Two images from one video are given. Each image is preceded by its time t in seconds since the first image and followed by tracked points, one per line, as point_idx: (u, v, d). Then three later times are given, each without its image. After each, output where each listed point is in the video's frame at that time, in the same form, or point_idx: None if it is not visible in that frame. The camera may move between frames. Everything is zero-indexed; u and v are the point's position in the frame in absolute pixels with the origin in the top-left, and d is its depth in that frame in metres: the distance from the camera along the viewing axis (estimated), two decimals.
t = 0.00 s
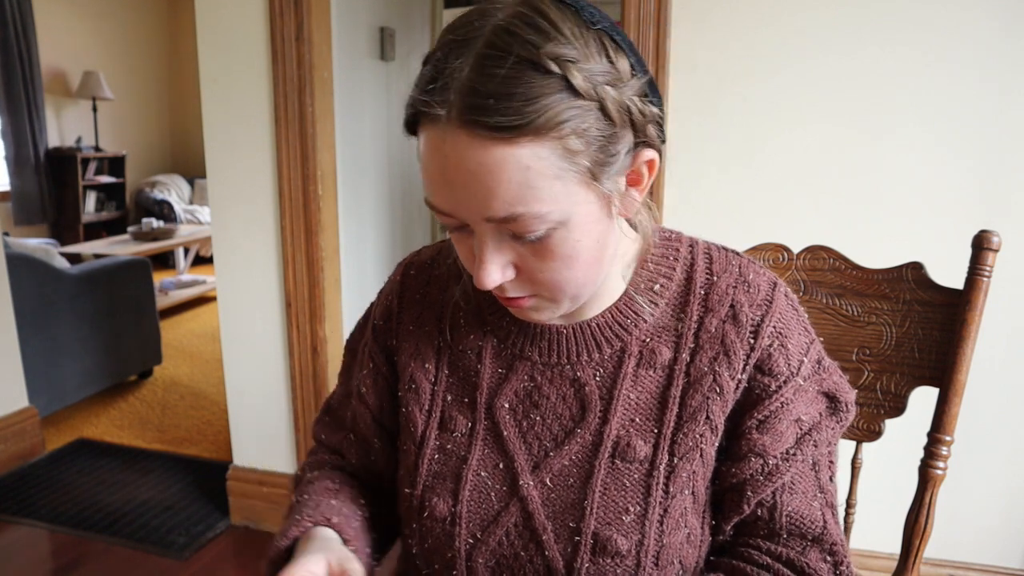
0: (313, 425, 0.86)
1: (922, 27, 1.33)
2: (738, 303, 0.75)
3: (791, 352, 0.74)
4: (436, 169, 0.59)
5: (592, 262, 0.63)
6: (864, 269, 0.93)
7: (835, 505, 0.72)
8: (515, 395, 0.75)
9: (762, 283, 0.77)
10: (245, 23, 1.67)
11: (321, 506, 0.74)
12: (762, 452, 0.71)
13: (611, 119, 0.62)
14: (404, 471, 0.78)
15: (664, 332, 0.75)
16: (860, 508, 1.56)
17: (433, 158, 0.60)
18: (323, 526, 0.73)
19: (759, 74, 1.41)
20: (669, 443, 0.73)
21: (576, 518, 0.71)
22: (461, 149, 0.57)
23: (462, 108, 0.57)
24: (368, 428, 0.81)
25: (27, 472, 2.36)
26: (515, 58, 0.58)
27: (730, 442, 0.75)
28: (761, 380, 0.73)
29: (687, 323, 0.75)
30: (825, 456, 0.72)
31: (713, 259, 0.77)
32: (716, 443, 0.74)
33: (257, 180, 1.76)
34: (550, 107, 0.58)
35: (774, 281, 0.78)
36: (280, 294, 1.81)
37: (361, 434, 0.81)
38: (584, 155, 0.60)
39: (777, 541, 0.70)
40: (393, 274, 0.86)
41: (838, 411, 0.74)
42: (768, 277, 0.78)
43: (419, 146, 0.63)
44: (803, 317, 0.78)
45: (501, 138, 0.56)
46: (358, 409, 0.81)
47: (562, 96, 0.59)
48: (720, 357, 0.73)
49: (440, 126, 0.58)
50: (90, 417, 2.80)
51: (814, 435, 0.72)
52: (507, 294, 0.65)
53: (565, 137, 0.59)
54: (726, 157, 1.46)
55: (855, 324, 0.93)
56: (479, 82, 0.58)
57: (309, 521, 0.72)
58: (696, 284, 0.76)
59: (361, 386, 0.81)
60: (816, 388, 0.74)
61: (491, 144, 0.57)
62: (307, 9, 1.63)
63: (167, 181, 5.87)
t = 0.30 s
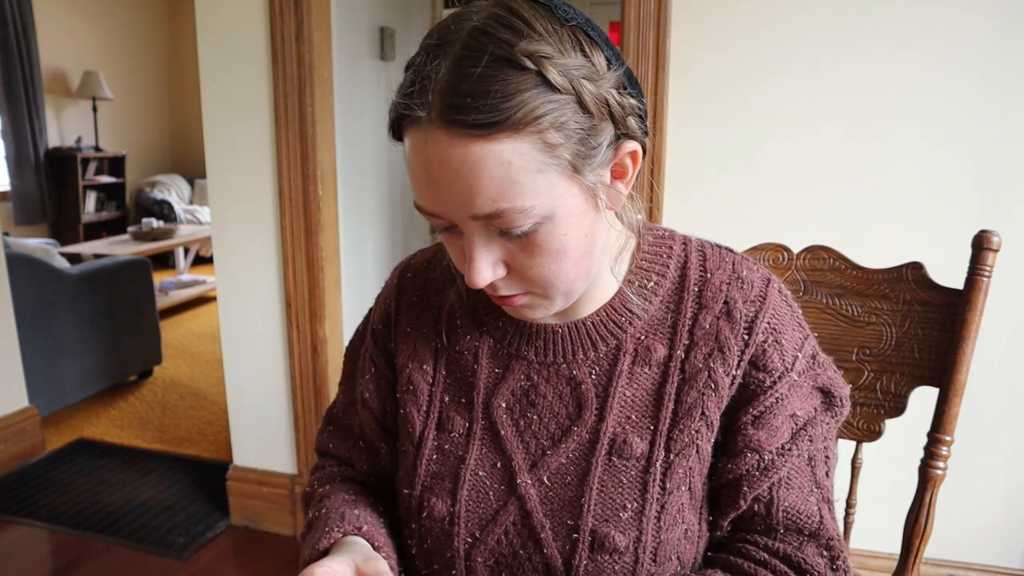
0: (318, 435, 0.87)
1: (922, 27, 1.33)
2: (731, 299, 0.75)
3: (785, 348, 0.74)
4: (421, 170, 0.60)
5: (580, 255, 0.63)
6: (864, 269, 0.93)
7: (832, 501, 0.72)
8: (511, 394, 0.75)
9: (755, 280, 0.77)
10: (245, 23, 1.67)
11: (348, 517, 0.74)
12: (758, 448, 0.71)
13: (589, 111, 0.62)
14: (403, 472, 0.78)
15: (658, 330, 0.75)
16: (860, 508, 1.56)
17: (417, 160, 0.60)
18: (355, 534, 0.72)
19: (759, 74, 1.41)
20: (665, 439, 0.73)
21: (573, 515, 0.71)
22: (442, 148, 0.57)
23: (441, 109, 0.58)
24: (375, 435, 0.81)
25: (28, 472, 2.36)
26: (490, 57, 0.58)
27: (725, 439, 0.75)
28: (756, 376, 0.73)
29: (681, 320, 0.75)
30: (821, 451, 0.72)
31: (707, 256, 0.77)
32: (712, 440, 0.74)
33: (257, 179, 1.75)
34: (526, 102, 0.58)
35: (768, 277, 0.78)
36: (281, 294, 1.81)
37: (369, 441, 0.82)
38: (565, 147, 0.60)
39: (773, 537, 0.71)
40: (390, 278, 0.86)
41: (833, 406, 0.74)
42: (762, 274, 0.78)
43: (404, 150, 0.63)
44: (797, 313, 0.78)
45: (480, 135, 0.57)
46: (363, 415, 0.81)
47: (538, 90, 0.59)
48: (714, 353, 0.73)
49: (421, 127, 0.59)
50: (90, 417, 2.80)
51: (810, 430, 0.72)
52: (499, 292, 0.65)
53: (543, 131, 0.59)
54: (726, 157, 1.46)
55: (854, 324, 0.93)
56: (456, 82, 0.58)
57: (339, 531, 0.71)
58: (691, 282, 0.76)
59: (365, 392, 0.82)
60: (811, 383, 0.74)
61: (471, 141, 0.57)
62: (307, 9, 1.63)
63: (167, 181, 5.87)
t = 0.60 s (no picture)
0: (319, 438, 0.87)
1: (922, 27, 1.33)
2: (731, 300, 0.75)
3: (785, 348, 0.74)
4: (418, 171, 0.60)
5: (579, 254, 0.63)
6: (864, 269, 0.93)
7: (832, 501, 0.72)
8: (511, 395, 0.75)
9: (755, 280, 0.77)
10: (246, 23, 1.67)
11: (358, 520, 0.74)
12: (758, 448, 0.71)
13: (586, 109, 0.62)
14: (403, 473, 0.78)
15: (658, 330, 0.75)
16: (860, 508, 1.56)
17: (414, 162, 0.60)
18: (366, 537, 0.72)
19: (760, 74, 1.41)
20: (664, 440, 0.73)
21: (573, 516, 0.71)
22: (439, 149, 0.57)
23: (437, 109, 0.58)
24: (376, 436, 0.81)
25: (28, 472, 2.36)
26: (486, 56, 0.58)
27: (725, 439, 0.75)
28: (756, 377, 0.73)
29: (681, 321, 0.75)
30: (821, 451, 0.72)
31: (707, 257, 0.77)
32: (712, 440, 0.74)
33: (256, 179, 1.75)
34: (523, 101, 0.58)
35: (768, 278, 0.78)
36: (281, 294, 1.81)
37: (372, 442, 0.82)
38: (563, 145, 0.60)
39: (773, 537, 0.71)
40: (389, 279, 0.86)
41: (833, 406, 0.74)
42: (762, 274, 0.78)
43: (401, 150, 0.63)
44: (797, 313, 0.78)
45: (477, 134, 0.57)
46: (365, 416, 0.81)
47: (534, 89, 0.59)
48: (714, 354, 0.73)
49: (419, 129, 0.59)
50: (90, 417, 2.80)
51: (810, 430, 0.72)
52: (500, 293, 0.65)
53: (541, 129, 0.59)
54: (726, 157, 1.46)
55: (854, 324, 0.93)
56: (452, 82, 0.58)
57: (351, 534, 0.71)
58: (690, 282, 0.76)
59: (366, 394, 0.81)
60: (811, 383, 0.74)
61: (469, 141, 0.57)
62: (306, 9, 1.63)
63: (167, 181, 5.87)
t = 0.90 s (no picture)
0: (320, 437, 0.87)
1: (922, 27, 1.33)
2: (731, 300, 0.75)
3: (785, 348, 0.74)
4: (420, 174, 0.60)
5: (581, 256, 0.63)
6: (864, 269, 0.93)
7: (832, 501, 0.72)
8: (511, 395, 0.75)
9: (755, 280, 0.77)
10: (246, 24, 1.67)
11: (356, 519, 0.74)
12: (758, 448, 0.71)
13: (588, 110, 0.62)
14: (403, 474, 0.78)
15: (658, 330, 0.75)
16: (860, 508, 1.56)
17: (415, 164, 0.60)
18: (363, 535, 0.72)
19: (760, 74, 1.41)
20: (665, 439, 0.73)
21: (574, 516, 0.71)
22: (441, 152, 0.57)
23: (439, 112, 0.58)
24: (375, 436, 0.81)
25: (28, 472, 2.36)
26: (487, 58, 0.58)
27: (725, 439, 0.75)
28: (756, 377, 0.73)
29: (681, 321, 0.75)
30: (821, 451, 0.72)
31: (707, 257, 0.77)
32: (712, 440, 0.74)
33: (256, 179, 1.75)
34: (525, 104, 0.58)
35: (768, 278, 0.78)
36: (281, 294, 1.81)
37: (372, 442, 0.82)
38: (566, 147, 0.60)
39: (773, 537, 0.71)
40: (389, 280, 0.86)
41: (833, 406, 0.74)
42: (762, 274, 0.78)
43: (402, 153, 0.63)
44: (797, 313, 0.78)
45: (479, 137, 0.57)
46: (365, 416, 0.81)
47: (536, 91, 0.59)
48: (714, 354, 0.73)
49: (421, 132, 0.59)
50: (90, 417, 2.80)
51: (810, 430, 0.72)
52: (502, 295, 0.65)
53: (543, 131, 0.59)
54: (726, 158, 1.46)
55: (854, 324, 0.93)
56: (454, 84, 0.58)
57: (348, 532, 0.71)
58: (690, 282, 0.76)
59: (366, 394, 0.82)
60: (811, 383, 0.74)
61: (471, 143, 0.57)
62: (306, 9, 1.63)
63: (167, 181, 5.87)
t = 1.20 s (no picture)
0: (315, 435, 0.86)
1: (922, 27, 1.32)
2: (730, 298, 0.75)
3: (785, 346, 0.74)
4: (422, 176, 0.60)
5: (583, 256, 0.63)
6: (864, 269, 0.93)
7: (833, 498, 0.72)
8: (511, 395, 0.75)
9: (754, 279, 0.77)
10: (246, 24, 1.67)
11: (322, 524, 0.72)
12: (760, 447, 0.71)
13: (590, 111, 0.62)
14: (402, 474, 0.78)
15: (657, 329, 0.75)
16: (860, 508, 1.56)
17: (417, 165, 0.60)
18: (320, 543, 0.70)
19: (760, 74, 1.41)
20: (665, 437, 0.73)
21: (574, 515, 0.71)
22: (444, 153, 0.57)
23: (442, 113, 0.58)
24: (370, 434, 0.81)
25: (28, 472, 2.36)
26: (491, 59, 0.58)
27: (726, 438, 0.75)
28: (756, 376, 0.73)
29: (681, 320, 0.75)
30: (821, 449, 0.72)
31: (706, 256, 0.77)
32: (712, 439, 0.74)
33: (256, 180, 1.75)
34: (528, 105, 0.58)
35: (766, 277, 0.78)
36: (280, 294, 1.81)
37: (367, 440, 0.81)
38: (569, 149, 0.60)
39: (776, 534, 0.70)
40: (388, 280, 0.86)
41: (834, 404, 0.74)
42: (761, 273, 0.77)
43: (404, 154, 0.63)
44: (796, 311, 0.78)
45: (482, 138, 0.56)
46: (361, 414, 0.81)
47: (539, 93, 0.59)
48: (713, 352, 0.73)
49: (424, 133, 0.59)
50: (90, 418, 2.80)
51: (811, 428, 0.72)
52: (503, 296, 0.65)
53: (547, 133, 0.59)
54: (727, 157, 1.46)
55: (855, 324, 0.93)
56: (457, 85, 0.58)
57: (306, 539, 0.70)
58: (689, 281, 0.76)
59: (363, 392, 0.81)
60: (811, 381, 0.74)
61: (474, 145, 0.57)
62: (306, 9, 1.63)
63: (167, 181, 5.87)
